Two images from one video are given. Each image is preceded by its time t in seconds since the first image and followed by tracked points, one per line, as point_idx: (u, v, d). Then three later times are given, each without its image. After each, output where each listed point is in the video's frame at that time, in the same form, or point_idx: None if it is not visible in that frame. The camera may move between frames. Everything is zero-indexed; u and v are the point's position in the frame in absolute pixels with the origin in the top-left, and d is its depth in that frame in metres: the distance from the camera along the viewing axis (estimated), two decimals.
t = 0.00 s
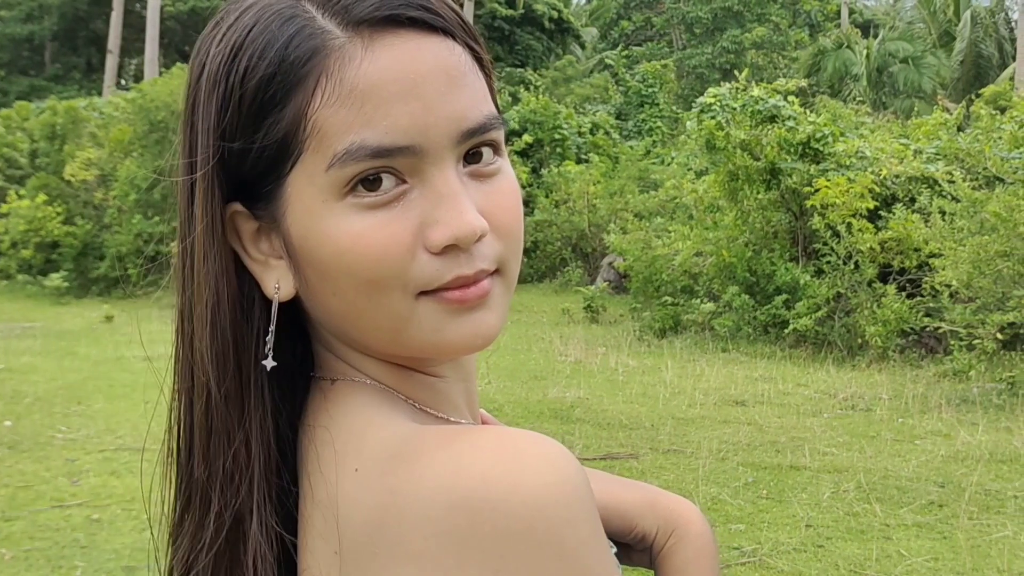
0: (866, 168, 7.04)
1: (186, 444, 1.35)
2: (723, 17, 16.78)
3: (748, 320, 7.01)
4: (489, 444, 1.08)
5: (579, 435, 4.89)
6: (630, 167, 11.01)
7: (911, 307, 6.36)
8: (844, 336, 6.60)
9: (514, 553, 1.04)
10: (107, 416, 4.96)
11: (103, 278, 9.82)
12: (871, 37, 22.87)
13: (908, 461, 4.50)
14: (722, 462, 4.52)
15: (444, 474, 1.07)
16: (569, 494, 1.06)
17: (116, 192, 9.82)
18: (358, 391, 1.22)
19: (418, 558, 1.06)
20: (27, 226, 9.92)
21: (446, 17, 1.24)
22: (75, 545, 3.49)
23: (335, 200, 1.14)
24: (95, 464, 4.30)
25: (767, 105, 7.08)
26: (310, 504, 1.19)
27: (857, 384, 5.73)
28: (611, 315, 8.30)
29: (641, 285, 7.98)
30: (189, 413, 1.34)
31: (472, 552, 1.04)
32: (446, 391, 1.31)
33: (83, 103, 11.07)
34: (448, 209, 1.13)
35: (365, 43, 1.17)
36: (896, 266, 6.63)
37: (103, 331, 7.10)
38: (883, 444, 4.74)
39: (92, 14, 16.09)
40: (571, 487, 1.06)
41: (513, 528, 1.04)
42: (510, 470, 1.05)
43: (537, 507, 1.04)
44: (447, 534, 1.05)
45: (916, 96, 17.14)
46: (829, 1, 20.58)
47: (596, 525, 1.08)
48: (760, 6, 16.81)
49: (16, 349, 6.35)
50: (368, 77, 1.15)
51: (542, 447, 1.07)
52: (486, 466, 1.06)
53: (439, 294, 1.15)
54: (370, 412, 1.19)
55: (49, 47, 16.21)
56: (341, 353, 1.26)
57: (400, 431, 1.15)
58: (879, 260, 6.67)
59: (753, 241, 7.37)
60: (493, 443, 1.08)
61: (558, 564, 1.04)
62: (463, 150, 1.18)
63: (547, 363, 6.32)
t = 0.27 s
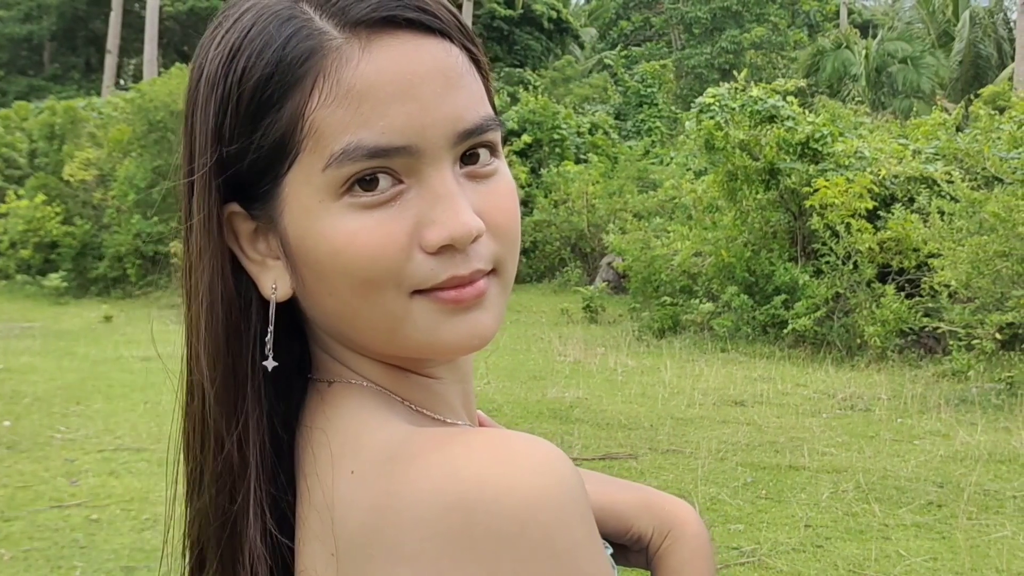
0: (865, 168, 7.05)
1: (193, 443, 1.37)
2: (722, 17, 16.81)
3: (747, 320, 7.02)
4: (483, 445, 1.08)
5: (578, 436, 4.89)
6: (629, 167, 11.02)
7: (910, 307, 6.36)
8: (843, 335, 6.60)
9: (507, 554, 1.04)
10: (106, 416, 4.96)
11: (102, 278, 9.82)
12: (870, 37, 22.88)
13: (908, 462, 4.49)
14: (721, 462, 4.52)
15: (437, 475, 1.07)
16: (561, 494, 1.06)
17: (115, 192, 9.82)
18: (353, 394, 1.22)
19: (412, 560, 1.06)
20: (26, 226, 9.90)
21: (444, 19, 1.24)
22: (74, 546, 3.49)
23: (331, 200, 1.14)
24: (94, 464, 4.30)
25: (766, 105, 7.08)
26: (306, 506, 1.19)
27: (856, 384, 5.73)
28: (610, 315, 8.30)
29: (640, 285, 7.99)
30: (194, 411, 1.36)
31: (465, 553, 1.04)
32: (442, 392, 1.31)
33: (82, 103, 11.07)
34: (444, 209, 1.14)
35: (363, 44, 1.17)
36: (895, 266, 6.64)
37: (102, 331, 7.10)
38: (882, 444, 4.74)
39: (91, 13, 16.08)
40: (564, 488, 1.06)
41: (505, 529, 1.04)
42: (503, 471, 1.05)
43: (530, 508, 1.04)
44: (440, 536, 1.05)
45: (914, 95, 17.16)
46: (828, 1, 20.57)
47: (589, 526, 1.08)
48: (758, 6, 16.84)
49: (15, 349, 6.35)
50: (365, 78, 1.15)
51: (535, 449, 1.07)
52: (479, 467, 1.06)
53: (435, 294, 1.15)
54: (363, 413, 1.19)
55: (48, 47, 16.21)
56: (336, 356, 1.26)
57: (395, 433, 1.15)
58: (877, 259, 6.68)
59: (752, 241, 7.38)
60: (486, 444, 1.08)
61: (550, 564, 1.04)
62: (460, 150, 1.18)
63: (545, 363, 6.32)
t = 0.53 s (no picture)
0: (864, 168, 7.05)
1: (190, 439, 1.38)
2: (722, 17, 16.83)
3: (746, 320, 7.02)
4: (479, 446, 1.08)
5: (578, 435, 4.89)
6: (628, 167, 11.02)
7: (909, 307, 6.36)
8: (842, 335, 6.61)
9: (502, 556, 1.03)
10: (105, 416, 4.96)
11: (101, 278, 9.81)
12: (869, 37, 22.90)
13: (907, 462, 4.49)
14: (721, 462, 4.52)
15: (432, 475, 1.07)
16: (555, 495, 1.06)
17: (115, 192, 9.82)
18: (350, 395, 1.22)
19: (407, 562, 1.06)
20: (26, 226, 9.87)
21: (444, 20, 1.24)
22: (74, 546, 3.48)
23: (329, 200, 1.14)
24: (93, 464, 4.30)
25: (766, 105, 7.08)
26: (304, 507, 1.19)
27: (856, 384, 5.73)
28: (610, 315, 8.31)
29: (640, 285, 8.00)
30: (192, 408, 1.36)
31: (459, 553, 1.04)
32: (439, 393, 1.31)
33: (81, 103, 11.07)
34: (441, 209, 1.14)
35: (361, 44, 1.17)
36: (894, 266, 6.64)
37: (101, 331, 7.10)
38: (881, 444, 4.73)
39: (90, 13, 16.09)
40: (558, 490, 1.06)
41: (500, 530, 1.03)
42: (498, 472, 1.05)
43: (525, 510, 1.04)
44: (435, 538, 1.05)
45: (914, 95, 17.19)
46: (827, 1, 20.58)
47: (584, 527, 1.08)
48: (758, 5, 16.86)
49: (14, 349, 6.35)
50: (364, 78, 1.15)
51: (531, 451, 1.07)
52: (475, 469, 1.05)
53: (432, 295, 1.15)
54: (360, 413, 1.19)
55: (47, 47, 16.21)
56: (333, 356, 1.26)
57: (391, 434, 1.15)
58: (876, 259, 6.68)
59: (752, 241, 7.38)
60: (483, 445, 1.08)
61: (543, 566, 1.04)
62: (458, 152, 1.18)
63: (545, 363, 6.32)
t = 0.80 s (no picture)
0: (864, 168, 7.05)
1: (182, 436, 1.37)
2: (722, 17, 16.85)
3: (746, 320, 7.02)
4: (476, 448, 1.08)
5: (577, 435, 4.89)
6: (628, 167, 11.02)
7: (909, 308, 6.36)
8: (842, 335, 6.61)
9: (498, 558, 1.03)
10: (105, 416, 4.96)
11: (101, 278, 9.81)
12: (869, 37, 22.93)
13: (907, 462, 4.49)
14: (720, 462, 4.51)
15: (429, 476, 1.07)
16: (550, 497, 1.05)
17: (114, 192, 9.82)
18: (347, 395, 1.22)
19: (403, 563, 1.06)
20: (26, 226, 9.87)
21: (445, 23, 1.24)
22: (74, 546, 3.48)
23: (328, 200, 1.14)
24: (93, 464, 4.29)
25: (765, 105, 7.09)
26: (301, 508, 1.19)
27: (856, 384, 5.73)
28: (610, 315, 8.31)
29: (640, 285, 8.00)
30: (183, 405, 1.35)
31: (455, 555, 1.04)
32: (437, 394, 1.31)
33: (81, 103, 11.08)
34: (440, 210, 1.14)
35: (363, 45, 1.17)
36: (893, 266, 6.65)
37: (101, 331, 7.10)
38: (881, 444, 4.73)
39: (90, 13, 16.10)
40: (555, 492, 1.06)
41: (495, 531, 1.03)
42: (494, 473, 1.05)
43: (521, 512, 1.04)
44: (431, 539, 1.05)
45: (913, 96, 17.21)
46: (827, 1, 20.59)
47: (579, 528, 1.07)
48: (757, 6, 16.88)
49: (14, 349, 6.35)
50: (364, 79, 1.14)
51: (527, 453, 1.07)
52: (472, 471, 1.06)
53: (430, 295, 1.15)
54: (356, 414, 1.19)
55: (47, 47, 16.21)
56: (331, 356, 1.26)
57: (389, 436, 1.15)
58: (876, 260, 6.68)
59: (751, 241, 7.38)
60: (480, 447, 1.08)
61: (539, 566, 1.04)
62: (457, 154, 1.18)
63: (545, 363, 6.32)
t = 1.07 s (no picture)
0: (864, 169, 7.05)
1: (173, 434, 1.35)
2: (721, 17, 16.86)
3: (746, 320, 7.03)
4: (476, 450, 1.08)
5: (577, 435, 4.88)
6: (628, 167, 11.02)
7: (909, 308, 6.36)
8: (842, 335, 6.61)
9: (496, 559, 1.03)
10: (105, 416, 4.96)
11: (101, 278, 9.81)
12: (869, 37, 22.94)
13: (907, 462, 4.49)
14: (721, 462, 4.51)
15: (429, 479, 1.07)
16: (547, 497, 1.05)
17: (114, 193, 9.81)
18: (347, 396, 1.22)
19: (403, 564, 1.06)
20: (25, 226, 9.86)
21: (447, 26, 1.24)
22: (74, 546, 3.48)
23: (329, 200, 1.14)
24: (93, 464, 4.29)
25: (766, 105, 7.09)
26: (300, 510, 1.19)
27: (855, 384, 5.73)
28: (610, 315, 8.31)
29: (640, 285, 8.01)
30: (176, 404, 1.34)
31: (454, 556, 1.04)
32: (437, 397, 1.31)
33: (81, 103, 11.07)
34: (440, 212, 1.14)
35: (366, 47, 1.17)
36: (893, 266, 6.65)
37: (101, 331, 7.10)
38: (881, 444, 4.73)
39: (90, 13, 16.10)
40: (553, 493, 1.06)
41: (493, 533, 1.03)
42: (494, 475, 1.05)
43: (520, 513, 1.04)
44: (429, 541, 1.04)
45: (913, 96, 17.22)
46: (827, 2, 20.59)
47: (576, 529, 1.07)
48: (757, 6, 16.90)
49: (14, 349, 6.34)
50: (367, 81, 1.14)
51: (525, 456, 1.07)
52: (472, 472, 1.05)
53: (430, 296, 1.15)
54: (356, 416, 1.19)
55: (47, 47, 16.21)
56: (330, 358, 1.26)
57: (389, 438, 1.15)
58: (876, 260, 6.68)
59: (751, 241, 7.39)
60: (479, 450, 1.08)
61: (537, 567, 1.04)
62: (458, 156, 1.18)
63: (545, 363, 6.32)
